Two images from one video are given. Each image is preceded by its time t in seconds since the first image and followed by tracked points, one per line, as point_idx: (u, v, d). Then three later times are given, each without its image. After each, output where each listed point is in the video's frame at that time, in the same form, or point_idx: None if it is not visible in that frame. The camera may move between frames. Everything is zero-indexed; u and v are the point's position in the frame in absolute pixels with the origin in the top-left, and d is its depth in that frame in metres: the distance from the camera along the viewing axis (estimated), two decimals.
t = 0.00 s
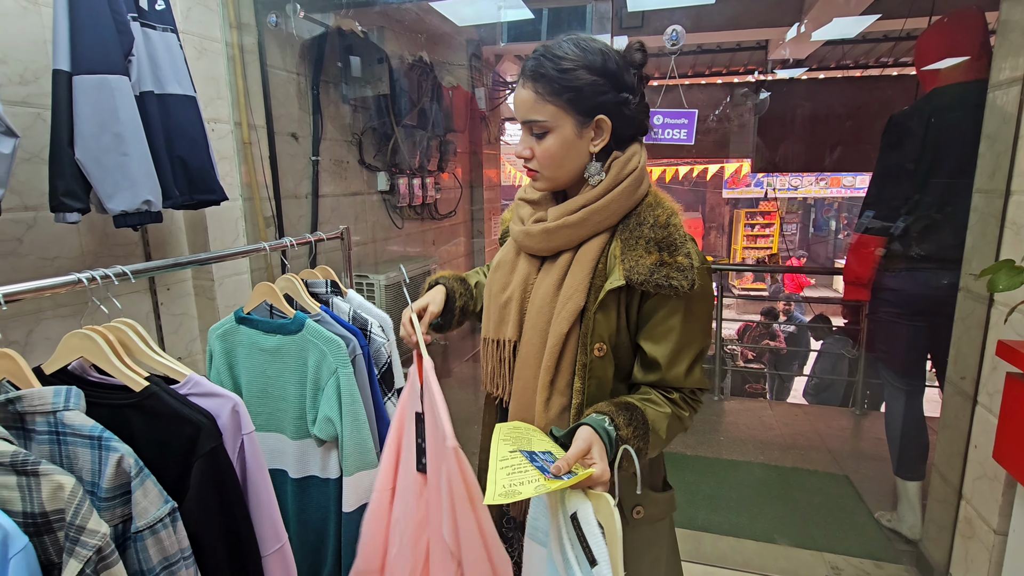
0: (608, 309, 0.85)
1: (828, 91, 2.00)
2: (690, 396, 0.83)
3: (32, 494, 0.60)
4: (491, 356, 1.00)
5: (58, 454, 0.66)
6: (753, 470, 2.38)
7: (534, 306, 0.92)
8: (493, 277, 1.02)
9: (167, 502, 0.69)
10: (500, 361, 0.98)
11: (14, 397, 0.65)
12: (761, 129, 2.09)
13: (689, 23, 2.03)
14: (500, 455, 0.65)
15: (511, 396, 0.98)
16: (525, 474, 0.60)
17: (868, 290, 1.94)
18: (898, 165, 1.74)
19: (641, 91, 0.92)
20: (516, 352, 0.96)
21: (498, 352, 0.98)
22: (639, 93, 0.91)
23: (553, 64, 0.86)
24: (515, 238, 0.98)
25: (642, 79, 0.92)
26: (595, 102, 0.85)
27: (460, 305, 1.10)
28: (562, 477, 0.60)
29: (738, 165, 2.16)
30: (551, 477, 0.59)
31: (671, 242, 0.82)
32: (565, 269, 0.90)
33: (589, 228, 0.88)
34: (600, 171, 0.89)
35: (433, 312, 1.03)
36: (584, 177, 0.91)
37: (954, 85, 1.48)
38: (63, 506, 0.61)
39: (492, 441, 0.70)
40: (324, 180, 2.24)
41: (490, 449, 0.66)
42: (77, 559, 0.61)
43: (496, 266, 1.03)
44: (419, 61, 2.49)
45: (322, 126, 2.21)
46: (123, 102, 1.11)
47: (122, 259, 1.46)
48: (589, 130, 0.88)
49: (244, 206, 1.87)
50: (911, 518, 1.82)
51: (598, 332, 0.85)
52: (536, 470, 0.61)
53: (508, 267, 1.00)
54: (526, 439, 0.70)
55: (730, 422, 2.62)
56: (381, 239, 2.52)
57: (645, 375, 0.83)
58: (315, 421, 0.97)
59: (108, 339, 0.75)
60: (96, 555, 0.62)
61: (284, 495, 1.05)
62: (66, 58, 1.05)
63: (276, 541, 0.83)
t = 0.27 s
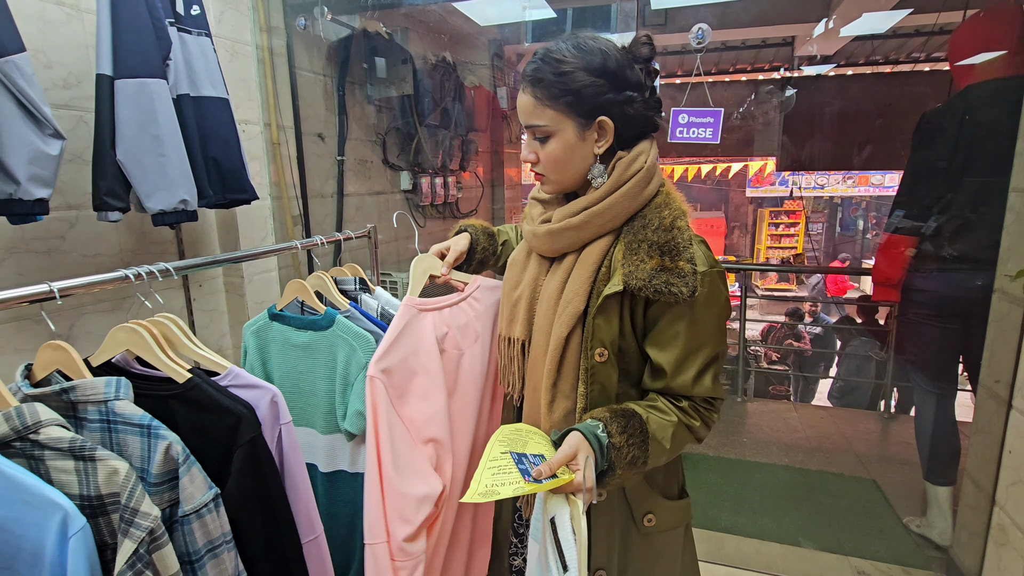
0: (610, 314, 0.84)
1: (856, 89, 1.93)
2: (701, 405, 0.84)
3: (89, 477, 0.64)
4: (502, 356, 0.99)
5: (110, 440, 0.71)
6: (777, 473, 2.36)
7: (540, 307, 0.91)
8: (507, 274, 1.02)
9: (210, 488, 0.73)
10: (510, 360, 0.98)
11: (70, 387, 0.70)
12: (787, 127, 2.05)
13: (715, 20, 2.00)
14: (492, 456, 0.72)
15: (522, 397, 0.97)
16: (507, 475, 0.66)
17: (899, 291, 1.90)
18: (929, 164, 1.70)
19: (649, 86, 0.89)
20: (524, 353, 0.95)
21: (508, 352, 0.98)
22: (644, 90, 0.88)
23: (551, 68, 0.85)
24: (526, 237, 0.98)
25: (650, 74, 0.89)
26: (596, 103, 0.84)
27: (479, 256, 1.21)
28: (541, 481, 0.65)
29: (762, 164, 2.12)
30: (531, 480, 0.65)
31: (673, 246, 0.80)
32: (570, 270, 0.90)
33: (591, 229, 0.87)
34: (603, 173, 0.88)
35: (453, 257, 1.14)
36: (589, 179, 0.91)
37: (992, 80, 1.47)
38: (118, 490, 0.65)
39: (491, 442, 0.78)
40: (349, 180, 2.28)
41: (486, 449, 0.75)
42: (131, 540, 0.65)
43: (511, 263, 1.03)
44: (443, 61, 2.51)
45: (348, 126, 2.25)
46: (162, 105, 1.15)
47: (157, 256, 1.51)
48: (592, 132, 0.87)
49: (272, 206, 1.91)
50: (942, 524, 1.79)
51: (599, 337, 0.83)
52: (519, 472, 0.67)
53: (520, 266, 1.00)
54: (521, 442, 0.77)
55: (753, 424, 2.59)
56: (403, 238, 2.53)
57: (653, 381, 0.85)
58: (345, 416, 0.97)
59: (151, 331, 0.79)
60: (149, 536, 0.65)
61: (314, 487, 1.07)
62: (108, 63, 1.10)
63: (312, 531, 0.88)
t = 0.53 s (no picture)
0: (626, 320, 0.84)
1: (883, 86, 1.90)
2: (720, 416, 0.82)
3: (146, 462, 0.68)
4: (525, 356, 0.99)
5: (158, 430, 0.74)
6: (801, 477, 2.33)
7: (561, 309, 0.92)
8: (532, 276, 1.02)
9: (255, 476, 0.76)
10: (531, 361, 0.98)
11: (120, 379, 0.73)
12: (814, 125, 2.03)
13: (742, 20, 1.96)
14: (499, 454, 0.72)
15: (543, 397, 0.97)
16: (512, 473, 0.66)
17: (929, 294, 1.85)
18: (960, 163, 1.65)
19: (675, 86, 0.88)
20: (545, 355, 0.95)
21: (530, 352, 0.98)
22: (667, 92, 0.87)
23: (572, 74, 0.85)
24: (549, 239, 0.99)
25: (675, 75, 0.88)
26: (615, 107, 0.84)
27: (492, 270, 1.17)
28: (541, 481, 0.66)
29: (786, 163, 2.09)
30: (532, 480, 0.65)
31: (692, 253, 0.80)
32: (589, 275, 0.90)
33: (609, 234, 0.87)
34: (625, 178, 0.88)
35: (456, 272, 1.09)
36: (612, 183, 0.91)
37: None
38: (173, 474, 0.69)
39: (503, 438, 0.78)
40: (373, 180, 2.31)
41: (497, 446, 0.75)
42: (186, 521, 0.68)
43: (538, 263, 1.03)
44: (465, 62, 2.52)
45: (372, 127, 2.28)
46: (198, 108, 1.18)
47: (189, 254, 1.56)
48: (613, 136, 0.86)
49: (300, 206, 1.96)
50: (973, 532, 1.75)
51: (615, 341, 0.84)
52: (522, 471, 0.67)
53: (546, 266, 1.00)
54: (531, 442, 0.77)
55: (776, 428, 2.55)
56: (425, 237, 2.55)
57: (670, 390, 0.84)
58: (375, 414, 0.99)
59: (194, 328, 0.82)
60: (203, 518, 0.69)
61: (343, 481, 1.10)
62: (148, 68, 1.14)
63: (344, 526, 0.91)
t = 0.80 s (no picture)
0: (656, 321, 0.84)
1: (910, 85, 1.86)
2: (747, 415, 0.82)
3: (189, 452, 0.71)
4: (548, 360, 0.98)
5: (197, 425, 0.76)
6: (824, 482, 2.29)
7: (586, 312, 0.91)
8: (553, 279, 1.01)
9: (293, 466, 0.77)
10: (554, 363, 0.97)
11: (160, 375, 0.76)
12: (837, 126, 1.99)
13: (767, 20, 1.94)
14: (527, 447, 0.73)
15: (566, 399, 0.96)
16: (539, 467, 0.67)
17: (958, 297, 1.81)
18: (991, 163, 1.62)
19: (701, 89, 0.87)
20: (569, 356, 0.94)
21: (553, 355, 0.97)
22: (694, 95, 0.86)
23: (597, 74, 0.85)
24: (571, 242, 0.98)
25: (702, 77, 0.88)
26: (640, 109, 0.83)
27: (459, 280, 1.22)
28: (568, 477, 0.67)
29: (808, 163, 2.06)
30: (560, 476, 0.66)
31: (722, 254, 0.80)
32: (616, 277, 0.89)
33: (637, 236, 0.87)
34: (649, 179, 0.88)
35: (416, 277, 1.20)
36: (635, 184, 0.90)
37: None
38: (215, 463, 0.70)
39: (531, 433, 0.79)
40: (394, 180, 2.33)
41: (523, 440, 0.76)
42: (229, 508, 0.69)
43: (558, 267, 1.02)
44: (484, 63, 2.51)
45: (393, 128, 2.30)
46: (227, 110, 1.21)
47: (216, 254, 1.59)
48: (638, 137, 0.86)
49: (322, 206, 2.01)
50: (1004, 542, 1.78)
51: (645, 342, 0.84)
52: (549, 466, 0.68)
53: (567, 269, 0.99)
54: (558, 438, 0.78)
55: (798, 432, 2.51)
56: (444, 238, 2.55)
57: (697, 388, 0.85)
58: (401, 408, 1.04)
59: (229, 325, 0.85)
60: (245, 505, 0.69)
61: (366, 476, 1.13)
62: (180, 71, 1.17)
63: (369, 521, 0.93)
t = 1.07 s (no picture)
0: (684, 317, 0.84)
1: (933, 83, 1.83)
2: (770, 405, 0.84)
3: (218, 447, 0.71)
4: (560, 360, 0.95)
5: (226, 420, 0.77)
6: (843, 487, 2.25)
7: (607, 313, 0.89)
8: (562, 281, 0.97)
9: (319, 460, 0.78)
10: (569, 365, 0.94)
11: (190, 371, 0.77)
12: (856, 126, 1.96)
13: (790, 19, 1.94)
14: (562, 449, 0.72)
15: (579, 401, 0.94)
16: (580, 468, 0.66)
17: (984, 301, 1.81)
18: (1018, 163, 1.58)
19: (717, 91, 0.86)
20: (587, 357, 0.92)
21: (568, 356, 0.94)
22: (711, 96, 0.85)
23: (615, 74, 0.84)
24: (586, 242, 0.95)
25: (717, 79, 0.87)
26: (657, 109, 0.82)
27: (427, 271, 1.15)
28: (613, 475, 0.66)
29: (826, 164, 2.03)
30: (604, 474, 0.65)
31: (751, 248, 0.80)
32: (639, 278, 0.87)
33: (662, 235, 0.85)
34: (665, 178, 0.87)
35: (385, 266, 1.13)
36: (649, 184, 0.89)
37: None
38: (243, 457, 0.71)
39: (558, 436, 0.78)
40: (409, 181, 2.34)
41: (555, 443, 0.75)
42: (258, 501, 0.70)
43: (567, 269, 0.97)
44: (500, 64, 2.51)
45: (409, 129, 2.31)
46: (249, 112, 1.23)
47: (236, 253, 1.61)
48: (654, 136, 0.85)
49: (340, 206, 2.04)
50: None
51: (674, 340, 0.83)
52: (590, 465, 0.67)
53: (579, 271, 0.95)
54: (591, 437, 0.77)
55: (816, 436, 2.48)
56: (459, 237, 2.58)
57: (720, 380, 0.85)
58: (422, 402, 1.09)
59: (253, 324, 0.87)
60: (273, 498, 0.70)
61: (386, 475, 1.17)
62: (204, 73, 1.19)
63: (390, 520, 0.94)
